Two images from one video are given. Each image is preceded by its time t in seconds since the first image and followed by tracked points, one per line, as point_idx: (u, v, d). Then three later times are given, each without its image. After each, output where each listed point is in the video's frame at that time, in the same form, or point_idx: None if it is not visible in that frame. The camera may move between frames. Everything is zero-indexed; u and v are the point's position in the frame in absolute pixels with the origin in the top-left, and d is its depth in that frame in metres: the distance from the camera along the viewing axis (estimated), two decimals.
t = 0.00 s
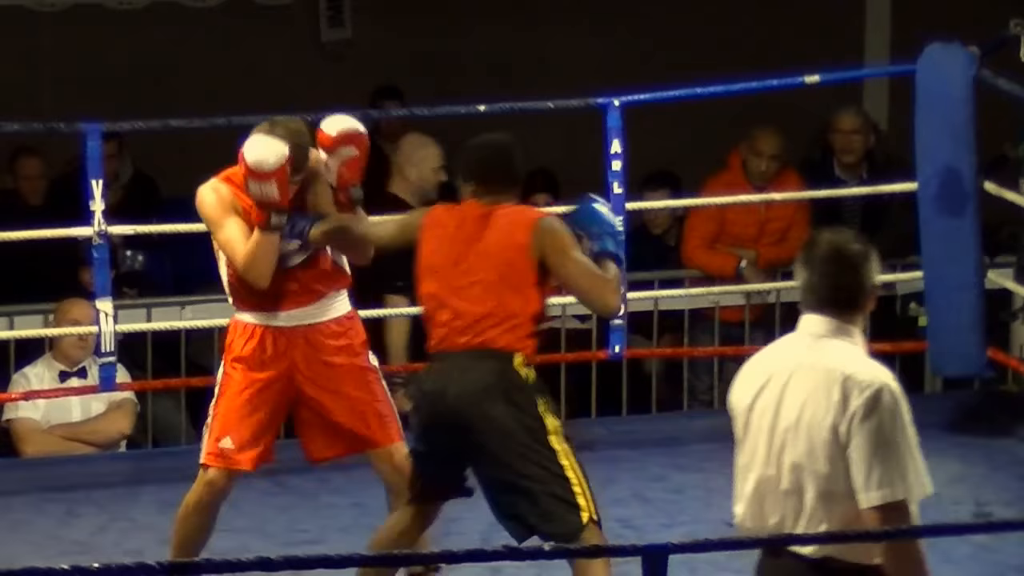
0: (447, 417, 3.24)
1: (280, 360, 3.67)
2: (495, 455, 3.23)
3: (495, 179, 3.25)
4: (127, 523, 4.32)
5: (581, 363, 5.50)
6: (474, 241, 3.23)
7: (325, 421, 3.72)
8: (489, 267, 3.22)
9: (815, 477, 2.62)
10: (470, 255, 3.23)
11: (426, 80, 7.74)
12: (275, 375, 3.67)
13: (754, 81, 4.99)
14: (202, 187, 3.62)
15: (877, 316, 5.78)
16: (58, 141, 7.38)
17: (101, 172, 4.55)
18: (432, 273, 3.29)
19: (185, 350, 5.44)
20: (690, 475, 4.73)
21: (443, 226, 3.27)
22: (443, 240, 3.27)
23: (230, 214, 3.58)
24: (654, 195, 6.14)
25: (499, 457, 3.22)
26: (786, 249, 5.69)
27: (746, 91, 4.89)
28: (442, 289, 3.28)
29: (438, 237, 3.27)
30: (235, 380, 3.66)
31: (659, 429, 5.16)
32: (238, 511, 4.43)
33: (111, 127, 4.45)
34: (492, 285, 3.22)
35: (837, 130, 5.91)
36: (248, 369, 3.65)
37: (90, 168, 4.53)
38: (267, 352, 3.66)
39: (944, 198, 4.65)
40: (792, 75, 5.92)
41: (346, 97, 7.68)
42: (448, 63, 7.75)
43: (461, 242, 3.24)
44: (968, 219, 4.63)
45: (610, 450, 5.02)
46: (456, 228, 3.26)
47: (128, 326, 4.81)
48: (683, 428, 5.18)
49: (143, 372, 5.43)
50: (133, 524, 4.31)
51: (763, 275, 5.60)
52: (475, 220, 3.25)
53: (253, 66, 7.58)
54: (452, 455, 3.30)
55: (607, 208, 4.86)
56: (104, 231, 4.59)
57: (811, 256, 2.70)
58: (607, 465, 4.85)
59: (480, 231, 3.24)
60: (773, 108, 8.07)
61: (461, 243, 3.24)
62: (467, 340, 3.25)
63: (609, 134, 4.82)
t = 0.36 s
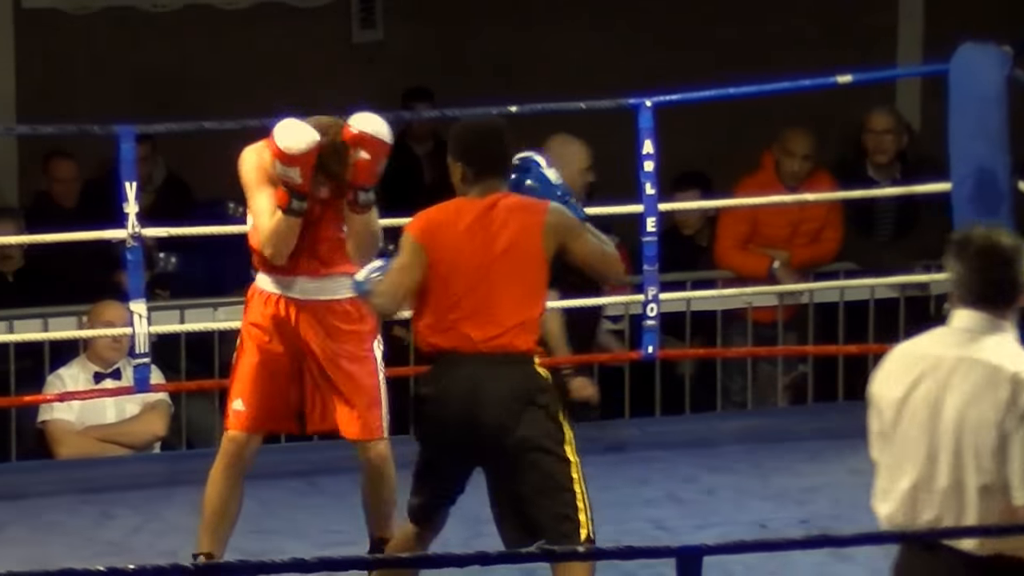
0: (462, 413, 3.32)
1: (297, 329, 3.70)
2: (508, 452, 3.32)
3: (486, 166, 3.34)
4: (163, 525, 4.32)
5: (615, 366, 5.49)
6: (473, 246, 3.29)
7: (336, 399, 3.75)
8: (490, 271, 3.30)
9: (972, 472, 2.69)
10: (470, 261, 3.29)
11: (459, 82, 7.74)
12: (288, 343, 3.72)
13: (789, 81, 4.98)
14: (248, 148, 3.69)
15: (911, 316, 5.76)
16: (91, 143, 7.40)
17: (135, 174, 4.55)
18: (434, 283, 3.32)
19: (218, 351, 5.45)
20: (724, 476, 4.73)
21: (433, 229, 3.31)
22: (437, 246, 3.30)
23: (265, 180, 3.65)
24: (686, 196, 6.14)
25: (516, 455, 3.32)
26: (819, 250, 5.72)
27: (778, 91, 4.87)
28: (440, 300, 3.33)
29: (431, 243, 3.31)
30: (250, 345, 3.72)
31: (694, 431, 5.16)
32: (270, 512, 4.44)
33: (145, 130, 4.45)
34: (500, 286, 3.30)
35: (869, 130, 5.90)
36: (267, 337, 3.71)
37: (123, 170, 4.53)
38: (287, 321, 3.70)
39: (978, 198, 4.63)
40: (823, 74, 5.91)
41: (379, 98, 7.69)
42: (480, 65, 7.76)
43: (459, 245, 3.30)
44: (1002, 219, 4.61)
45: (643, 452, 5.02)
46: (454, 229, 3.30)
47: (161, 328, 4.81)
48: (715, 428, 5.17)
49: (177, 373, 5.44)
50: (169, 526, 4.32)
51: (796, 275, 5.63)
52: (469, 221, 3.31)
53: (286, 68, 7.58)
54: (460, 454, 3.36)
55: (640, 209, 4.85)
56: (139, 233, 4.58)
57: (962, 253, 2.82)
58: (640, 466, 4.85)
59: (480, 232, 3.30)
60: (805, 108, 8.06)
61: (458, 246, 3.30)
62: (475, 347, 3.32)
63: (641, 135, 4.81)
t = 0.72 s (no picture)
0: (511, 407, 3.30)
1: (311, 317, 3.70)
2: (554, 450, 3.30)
3: (524, 160, 3.29)
4: (196, 527, 4.33)
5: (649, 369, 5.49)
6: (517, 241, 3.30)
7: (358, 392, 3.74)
8: (536, 267, 3.30)
9: None
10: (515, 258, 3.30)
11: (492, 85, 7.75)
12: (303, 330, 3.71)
13: (824, 86, 4.96)
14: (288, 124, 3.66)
15: (946, 320, 5.75)
16: (124, 145, 7.42)
17: (170, 177, 4.56)
18: (480, 282, 3.31)
19: (252, 354, 5.46)
20: (758, 480, 4.72)
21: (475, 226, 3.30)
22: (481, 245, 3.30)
23: (293, 165, 3.64)
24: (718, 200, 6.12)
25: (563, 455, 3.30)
26: (852, 254, 5.77)
27: (813, 95, 4.86)
28: (487, 300, 3.32)
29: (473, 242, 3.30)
30: (275, 335, 3.73)
31: (728, 435, 5.15)
32: (304, 515, 4.44)
33: (179, 132, 4.46)
34: (546, 281, 3.31)
35: (904, 134, 5.88)
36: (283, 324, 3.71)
37: (158, 174, 4.54)
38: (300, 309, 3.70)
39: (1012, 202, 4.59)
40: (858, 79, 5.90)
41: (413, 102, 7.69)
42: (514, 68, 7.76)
43: (504, 241, 3.30)
44: None
45: (676, 456, 5.01)
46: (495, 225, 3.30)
47: (194, 331, 4.82)
48: (749, 433, 5.16)
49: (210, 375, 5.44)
50: (203, 528, 4.32)
51: (829, 280, 5.65)
52: (511, 216, 3.30)
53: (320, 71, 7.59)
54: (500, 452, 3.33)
55: (673, 213, 4.85)
56: (172, 236, 4.58)
57: None
58: (673, 470, 4.84)
59: (524, 227, 3.30)
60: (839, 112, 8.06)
61: (502, 242, 3.30)
62: (525, 345, 3.31)
63: (675, 139, 4.81)
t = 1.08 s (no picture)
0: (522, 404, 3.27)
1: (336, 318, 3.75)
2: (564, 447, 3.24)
3: (573, 156, 3.26)
4: (226, 533, 4.33)
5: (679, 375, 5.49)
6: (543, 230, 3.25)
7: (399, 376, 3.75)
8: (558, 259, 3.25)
9: None
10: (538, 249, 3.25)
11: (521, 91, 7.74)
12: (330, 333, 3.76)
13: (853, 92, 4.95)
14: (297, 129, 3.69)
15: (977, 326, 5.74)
16: (155, 153, 7.42)
17: (199, 184, 4.55)
18: (505, 270, 3.29)
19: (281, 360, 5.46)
20: (788, 486, 4.71)
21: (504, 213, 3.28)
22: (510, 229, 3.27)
23: (301, 172, 3.66)
24: (747, 206, 6.12)
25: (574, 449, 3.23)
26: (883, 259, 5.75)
27: (842, 101, 4.85)
28: (514, 291, 3.29)
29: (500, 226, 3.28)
30: (314, 324, 3.77)
31: (757, 442, 5.14)
32: (334, 521, 4.44)
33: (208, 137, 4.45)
34: (568, 277, 3.25)
35: (933, 140, 5.87)
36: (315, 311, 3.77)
37: (187, 180, 4.53)
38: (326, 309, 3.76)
39: None
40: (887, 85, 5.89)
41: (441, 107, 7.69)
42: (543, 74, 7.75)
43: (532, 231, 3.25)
44: None
45: (706, 462, 5.00)
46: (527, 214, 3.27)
47: (223, 335, 4.83)
48: (779, 440, 5.15)
49: (239, 381, 5.45)
50: (233, 534, 4.32)
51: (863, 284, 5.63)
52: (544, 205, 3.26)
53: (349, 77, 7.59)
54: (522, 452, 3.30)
55: (702, 219, 4.84)
56: (202, 242, 4.58)
57: None
58: (703, 476, 4.83)
59: (551, 222, 3.24)
60: (869, 118, 8.05)
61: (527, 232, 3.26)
62: (542, 341, 3.27)
63: (704, 145, 4.80)
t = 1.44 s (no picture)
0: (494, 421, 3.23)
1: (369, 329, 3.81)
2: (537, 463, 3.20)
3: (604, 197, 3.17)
4: (255, 537, 4.33)
5: (707, 378, 5.48)
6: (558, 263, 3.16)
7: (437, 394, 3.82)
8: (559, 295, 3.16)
9: None
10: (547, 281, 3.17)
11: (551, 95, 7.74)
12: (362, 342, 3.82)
13: (884, 97, 4.93)
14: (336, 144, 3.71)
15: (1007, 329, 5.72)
16: (184, 157, 7.43)
17: (228, 188, 4.55)
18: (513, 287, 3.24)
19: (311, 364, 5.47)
20: (817, 492, 4.70)
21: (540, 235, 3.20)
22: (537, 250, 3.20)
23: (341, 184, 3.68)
24: (775, 210, 6.11)
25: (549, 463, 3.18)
26: (912, 265, 5.72)
27: (872, 105, 4.83)
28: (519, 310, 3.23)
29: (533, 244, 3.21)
30: (352, 334, 3.84)
31: (786, 447, 5.13)
32: (362, 526, 4.43)
33: (237, 141, 4.45)
34: (563, 307, 3.16)
35: (964, 144, 5.86)
36: (354, 322, 3.83)
37: (217, 183, 4.53)
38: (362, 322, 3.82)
39: None
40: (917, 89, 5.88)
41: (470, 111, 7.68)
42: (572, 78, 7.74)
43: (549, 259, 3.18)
44: None
45: (734, 467, 4.99)
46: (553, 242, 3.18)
47: (251, 340, 4.83)
48: (808, 445, 5.14)
49: (268, 386, 5.45)
50: (262, 538, 4.32)
51: (890, 289, 5.59)
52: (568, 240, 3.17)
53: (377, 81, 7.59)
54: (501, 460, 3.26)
55: (731, 224, 4.83)
56: (231, 246, 4.58)
57: None
58: (732, 481, 4.82)
59: (559, 248, 3.17)
60: (898, 123, 8.03)
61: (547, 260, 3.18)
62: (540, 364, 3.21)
63: (734, 149, 4.79)
